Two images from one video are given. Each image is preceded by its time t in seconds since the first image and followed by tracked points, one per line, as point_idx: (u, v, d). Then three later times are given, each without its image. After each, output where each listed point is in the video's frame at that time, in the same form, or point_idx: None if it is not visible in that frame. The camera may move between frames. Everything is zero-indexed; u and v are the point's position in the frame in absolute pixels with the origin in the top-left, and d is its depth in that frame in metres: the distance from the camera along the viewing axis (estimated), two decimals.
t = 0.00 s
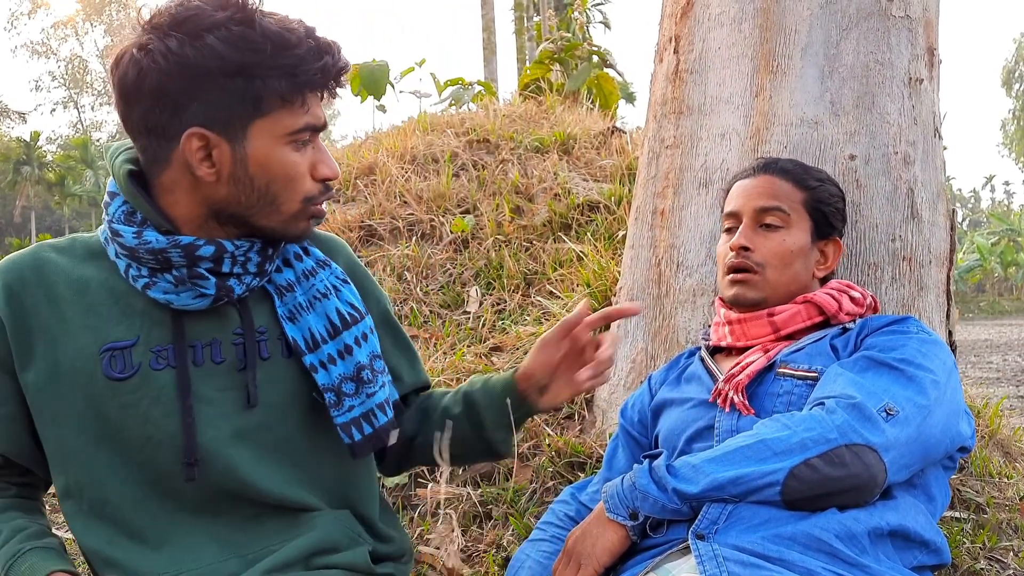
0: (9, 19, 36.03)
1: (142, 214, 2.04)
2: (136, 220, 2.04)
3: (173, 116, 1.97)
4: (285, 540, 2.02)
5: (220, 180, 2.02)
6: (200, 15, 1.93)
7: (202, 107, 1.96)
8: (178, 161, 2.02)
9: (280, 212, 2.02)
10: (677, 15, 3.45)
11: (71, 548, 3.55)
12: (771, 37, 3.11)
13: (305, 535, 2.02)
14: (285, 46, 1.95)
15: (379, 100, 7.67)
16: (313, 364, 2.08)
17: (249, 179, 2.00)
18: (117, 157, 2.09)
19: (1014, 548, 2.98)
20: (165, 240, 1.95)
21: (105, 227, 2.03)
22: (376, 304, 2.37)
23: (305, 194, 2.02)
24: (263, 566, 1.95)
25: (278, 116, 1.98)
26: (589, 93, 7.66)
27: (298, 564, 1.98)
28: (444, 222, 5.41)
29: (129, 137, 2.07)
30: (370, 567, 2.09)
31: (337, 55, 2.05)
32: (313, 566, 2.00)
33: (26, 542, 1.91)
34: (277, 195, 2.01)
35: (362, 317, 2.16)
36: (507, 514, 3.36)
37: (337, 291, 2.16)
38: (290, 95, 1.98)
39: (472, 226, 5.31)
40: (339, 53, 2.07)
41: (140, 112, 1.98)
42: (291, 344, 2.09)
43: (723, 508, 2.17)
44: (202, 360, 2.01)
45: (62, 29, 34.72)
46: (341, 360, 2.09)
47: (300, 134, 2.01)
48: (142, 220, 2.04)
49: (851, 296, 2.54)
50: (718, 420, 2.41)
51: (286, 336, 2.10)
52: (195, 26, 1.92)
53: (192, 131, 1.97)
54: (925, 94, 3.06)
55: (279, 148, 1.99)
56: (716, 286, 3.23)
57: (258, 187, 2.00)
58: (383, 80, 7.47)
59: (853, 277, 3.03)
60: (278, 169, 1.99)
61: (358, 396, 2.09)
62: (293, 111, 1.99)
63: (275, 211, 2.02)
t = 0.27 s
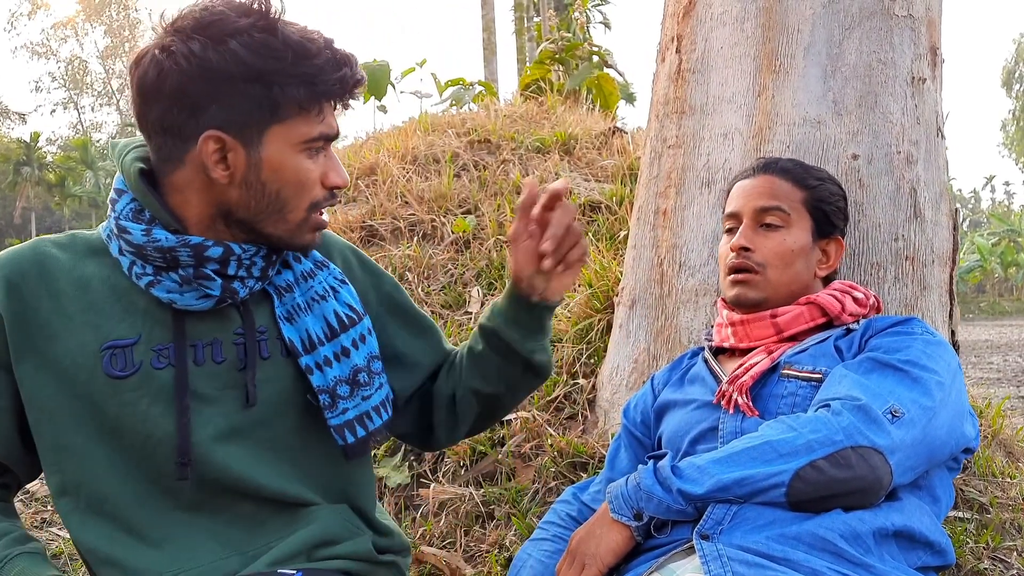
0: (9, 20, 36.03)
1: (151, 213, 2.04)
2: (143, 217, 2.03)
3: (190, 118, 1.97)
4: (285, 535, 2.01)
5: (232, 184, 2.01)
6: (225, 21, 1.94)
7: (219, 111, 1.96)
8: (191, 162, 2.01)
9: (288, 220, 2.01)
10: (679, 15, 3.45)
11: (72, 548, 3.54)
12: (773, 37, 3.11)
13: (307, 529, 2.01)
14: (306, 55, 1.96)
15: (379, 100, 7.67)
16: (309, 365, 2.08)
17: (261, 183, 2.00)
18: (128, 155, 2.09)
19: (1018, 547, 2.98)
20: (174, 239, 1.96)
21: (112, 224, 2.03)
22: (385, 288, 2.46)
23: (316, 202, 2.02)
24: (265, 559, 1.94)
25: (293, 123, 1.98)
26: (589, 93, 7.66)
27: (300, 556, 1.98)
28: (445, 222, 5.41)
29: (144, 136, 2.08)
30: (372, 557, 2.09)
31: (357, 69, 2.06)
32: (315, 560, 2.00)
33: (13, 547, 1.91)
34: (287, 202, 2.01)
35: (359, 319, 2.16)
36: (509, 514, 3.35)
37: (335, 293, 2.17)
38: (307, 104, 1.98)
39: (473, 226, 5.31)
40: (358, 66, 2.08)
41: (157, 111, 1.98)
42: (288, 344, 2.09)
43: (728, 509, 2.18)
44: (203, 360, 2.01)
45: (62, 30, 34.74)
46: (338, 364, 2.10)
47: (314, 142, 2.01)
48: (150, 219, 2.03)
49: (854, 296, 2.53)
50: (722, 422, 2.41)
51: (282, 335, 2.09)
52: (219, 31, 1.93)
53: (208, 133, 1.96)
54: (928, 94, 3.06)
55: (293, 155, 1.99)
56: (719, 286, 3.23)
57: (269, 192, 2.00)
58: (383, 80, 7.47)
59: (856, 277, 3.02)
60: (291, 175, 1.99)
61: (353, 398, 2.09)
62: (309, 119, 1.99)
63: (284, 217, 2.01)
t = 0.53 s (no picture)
0: (9, 21, 35.99)
1: (141, 204, 2.03)
2: (134, 209, 2.01)
3: (171, 95, 1.97)
4: (294, 539, 2.00)
5: (215, 162, 2.00)
6: None
7: (198, 88, 1.96)
8: (173, 143, 2.01)
9: (274, 197, 2.01)
10: (680, 14, 3.44)
11: (74, 549, 3.53)
12: (775, 35, 3.10)
13: (315, 534, 2.01)
14: (284, 31, 1.97)
15: (380, 100, 7.66)
16: (311, 366, 2.07)
17: (244, 161, 1.99)
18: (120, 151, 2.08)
19: (1021, 546, 2.97)
20: (162, 227, 1.94)
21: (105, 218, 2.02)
22: (388, 303, 2.36)
23: (301, 180, 2.01)
24: (274, 564, 1.93)
25: (275, 99, 1.98)
26: (590, 93, 7.65)
27: (307, 564, 1.96)
28: (446, 222, 5.40)
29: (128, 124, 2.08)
30: (380, 566, 2.07)
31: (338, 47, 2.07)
32: (322, 565, 1.98)
33: (26, 547, 1.90)
34: (272, 178, 2.00)
35: (363, 322, 2.16)
36: (511, 514, 3.34)
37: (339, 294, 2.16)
38: (287, 79, 1.99)
39: (474, 226, 5.30)
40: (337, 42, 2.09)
41: (139, 93, 1.99)
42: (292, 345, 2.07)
43: (729, 507, 2.17)
44: (202, 357, 2.00)
45: (63, 31, 34.75)
46: (341, 364, 2.09)
47: (297, 120, 2.00)
48: (140, 211, 2.02)
49: (857, 295, 2.53)
50: (723, 420, 2.40)
51: (286, 336, 2.08)
52: (195, 8, 1.95)
53: (188, 110, 1.97)
54: (930, 92, 3.05)
55: (274, 131, 1.98)
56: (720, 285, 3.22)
57: (252, 170, 1.99)
58: (384, 80, 7.46)
59: (858, 276, 3.01)
60: (273, 151, 1.98)
61: (356, 400, 2.08)
62: (290, 95, 2.00)
63: (269, 195, 2.01)
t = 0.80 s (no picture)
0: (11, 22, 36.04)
1: (137, 202, 2.03)
2: (130, 208, 2.01)
3: (158, 92, 1.97)
4: (298, 539, 1.99)
5: (206, 157, 2.00)
6: None
7: (184, 82, 1.96)
8: (163, 140, 2.00)
9: (267, 189, 2.00)
10: (684, 12, 3.43)
11: (79, 548, 3.52)
12: (779, 33, 3.09)
13: (319, 534, 1.99)
14: (269, 20, 1.97)
15: (382, 100, 7.65)
16: (311, 360, 2.05)
17: (235, 153, 1.98)
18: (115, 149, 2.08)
19: None
20: (156, 225, 1.94)
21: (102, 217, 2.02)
22: (391, 303, 2.33)
23: (293, 170, 2.00)
24: (276, 565, 1.91)
25: (263, 89, 1.97)
26: (591, 92, 7.64)
27: (311, 565, 1.95)
28: (449, 222, 5.39)
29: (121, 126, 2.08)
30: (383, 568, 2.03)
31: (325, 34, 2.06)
32: (326, 566, 1.97)
33: (40, 542, 1.89)
34: (263, 171, 1.99)
35: (364, 317, 2.14)
36: (515, 513, 3.33)
37: (341, 288, 2.14)
38: (274, 68, 1.98)
39: (476, 225, 5.29)
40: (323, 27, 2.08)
41: (129, 93, 1.99)
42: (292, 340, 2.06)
43: (732, 505, 2.16)
44: (201, 354, 1.99)
45: (65, 32, 34.78)
46: (341, 358, 2.07)
47: (286, 109, 2.00)
48: (136, 209, 2.01)
49: (861, 292, 2.52)
50: (727, 417, 2.39)
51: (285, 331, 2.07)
52: (178, 3, 1.95)
53: (176, 105, 1.96)
54: (934, 90, 3.04)
55: (263, 121, 1.98)
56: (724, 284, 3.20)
57: (243, 162, 1.98)
58: (387, 80, 7.45)
59: (863, 275, 3.00)
60: (263, 142, 1.98)
61: (357, 394, 2.07)
62: (278, 85, 1.99)
63: (261, 188, 2.00)
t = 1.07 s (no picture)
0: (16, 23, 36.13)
1: (141, 210, 2.04)
2: (134, 215, 2.02)
3: (164, 104, 1.97)
4: (302, 539, 1.99)
5: (212, 170, 2.00)
6: (190, 2, 1.94)
7: (191, 94, 1.95)
8: (170, 151, 2.01)
9: (271, 202, 2.00)
10: (691, 11, 3.43)
11: (90, 548, 3.54)
12: (786, 32, 3.09)
13: (321, 535, 1.99)
14: (274, 30, 1.96)
15: (387, 100, 7.66)
16: (315, 361, 2.05)
17: (240, 165, 1.98)
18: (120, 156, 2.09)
19: None
20: (161, 233, 1.95)
21: (106, 223, 2.03)
22: (395, 297, 2.32)
23: (297, 182, 2.00)
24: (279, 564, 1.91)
25: (270, 101, 1.97)
26: (597, 91, 7.63)
27: (315, 564, 1.95)
28: (454, 222, 5.40)
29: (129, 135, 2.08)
30: (387, 565, 2.04)
31: (330, 42, 2.05)
32: (330, 566, 1.97)
33: (51, 544, 1.90)
34: (267, 185, 1.99)
35: (365, 315, 2.13)
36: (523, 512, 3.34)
37: (342, 288, 2.13)
38: (280, 81, 1.97)
39: (482, 225, 5.29)
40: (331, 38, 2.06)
41: (135, 102, 1.99)
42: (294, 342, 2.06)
43: (738, 504, 2.17)
44: (205, 358, 1.99)
45: (69, 33, 34.88)
46: (343, 359, 2.06)
47: (292, 121, 1.99)
48: (139, 216, 2.03)
49: (866, 289, 2.51)
50: (734, 417, 2.39)
51: (287, 332, 2.07)
52: (184, 13, 1.94)
53: (182, 117, 1.96)
54: (942, 88, 3.03)
55: (269, 135, 1.97)
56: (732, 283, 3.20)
57: (248, 174, 1.98)
58: (392, 79, 7.46)
59: (871, 273, 3.00)
60: (268, 156, 1.97)
61: (361, 393, 2.06)
62: (284, 97, 1.98)
63: (265, 202, 2.00)
